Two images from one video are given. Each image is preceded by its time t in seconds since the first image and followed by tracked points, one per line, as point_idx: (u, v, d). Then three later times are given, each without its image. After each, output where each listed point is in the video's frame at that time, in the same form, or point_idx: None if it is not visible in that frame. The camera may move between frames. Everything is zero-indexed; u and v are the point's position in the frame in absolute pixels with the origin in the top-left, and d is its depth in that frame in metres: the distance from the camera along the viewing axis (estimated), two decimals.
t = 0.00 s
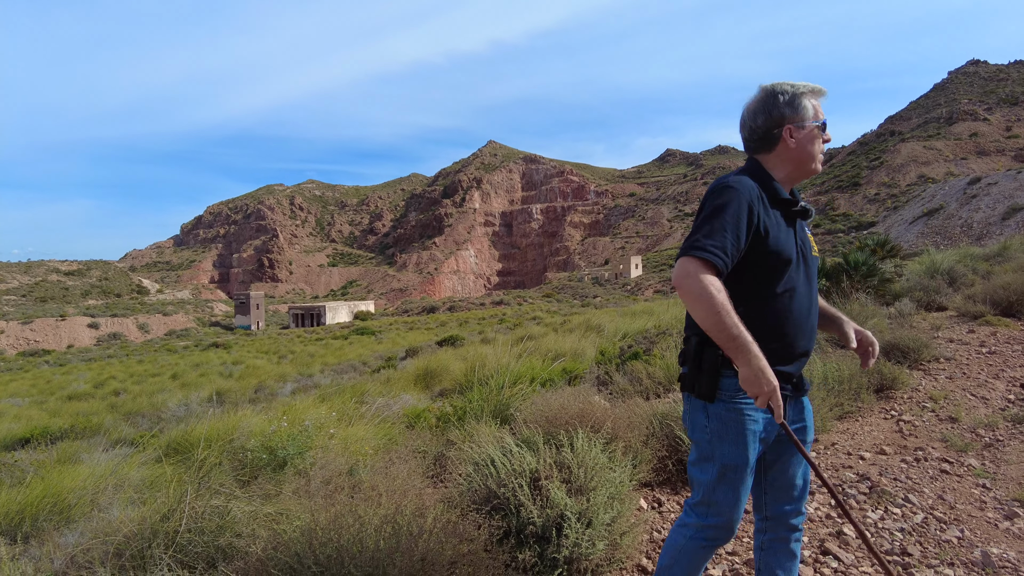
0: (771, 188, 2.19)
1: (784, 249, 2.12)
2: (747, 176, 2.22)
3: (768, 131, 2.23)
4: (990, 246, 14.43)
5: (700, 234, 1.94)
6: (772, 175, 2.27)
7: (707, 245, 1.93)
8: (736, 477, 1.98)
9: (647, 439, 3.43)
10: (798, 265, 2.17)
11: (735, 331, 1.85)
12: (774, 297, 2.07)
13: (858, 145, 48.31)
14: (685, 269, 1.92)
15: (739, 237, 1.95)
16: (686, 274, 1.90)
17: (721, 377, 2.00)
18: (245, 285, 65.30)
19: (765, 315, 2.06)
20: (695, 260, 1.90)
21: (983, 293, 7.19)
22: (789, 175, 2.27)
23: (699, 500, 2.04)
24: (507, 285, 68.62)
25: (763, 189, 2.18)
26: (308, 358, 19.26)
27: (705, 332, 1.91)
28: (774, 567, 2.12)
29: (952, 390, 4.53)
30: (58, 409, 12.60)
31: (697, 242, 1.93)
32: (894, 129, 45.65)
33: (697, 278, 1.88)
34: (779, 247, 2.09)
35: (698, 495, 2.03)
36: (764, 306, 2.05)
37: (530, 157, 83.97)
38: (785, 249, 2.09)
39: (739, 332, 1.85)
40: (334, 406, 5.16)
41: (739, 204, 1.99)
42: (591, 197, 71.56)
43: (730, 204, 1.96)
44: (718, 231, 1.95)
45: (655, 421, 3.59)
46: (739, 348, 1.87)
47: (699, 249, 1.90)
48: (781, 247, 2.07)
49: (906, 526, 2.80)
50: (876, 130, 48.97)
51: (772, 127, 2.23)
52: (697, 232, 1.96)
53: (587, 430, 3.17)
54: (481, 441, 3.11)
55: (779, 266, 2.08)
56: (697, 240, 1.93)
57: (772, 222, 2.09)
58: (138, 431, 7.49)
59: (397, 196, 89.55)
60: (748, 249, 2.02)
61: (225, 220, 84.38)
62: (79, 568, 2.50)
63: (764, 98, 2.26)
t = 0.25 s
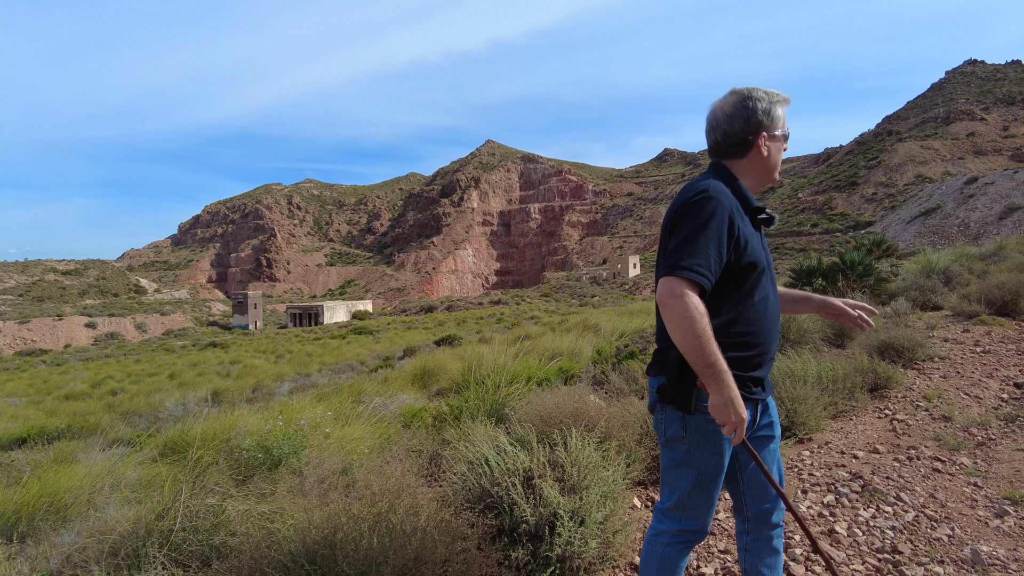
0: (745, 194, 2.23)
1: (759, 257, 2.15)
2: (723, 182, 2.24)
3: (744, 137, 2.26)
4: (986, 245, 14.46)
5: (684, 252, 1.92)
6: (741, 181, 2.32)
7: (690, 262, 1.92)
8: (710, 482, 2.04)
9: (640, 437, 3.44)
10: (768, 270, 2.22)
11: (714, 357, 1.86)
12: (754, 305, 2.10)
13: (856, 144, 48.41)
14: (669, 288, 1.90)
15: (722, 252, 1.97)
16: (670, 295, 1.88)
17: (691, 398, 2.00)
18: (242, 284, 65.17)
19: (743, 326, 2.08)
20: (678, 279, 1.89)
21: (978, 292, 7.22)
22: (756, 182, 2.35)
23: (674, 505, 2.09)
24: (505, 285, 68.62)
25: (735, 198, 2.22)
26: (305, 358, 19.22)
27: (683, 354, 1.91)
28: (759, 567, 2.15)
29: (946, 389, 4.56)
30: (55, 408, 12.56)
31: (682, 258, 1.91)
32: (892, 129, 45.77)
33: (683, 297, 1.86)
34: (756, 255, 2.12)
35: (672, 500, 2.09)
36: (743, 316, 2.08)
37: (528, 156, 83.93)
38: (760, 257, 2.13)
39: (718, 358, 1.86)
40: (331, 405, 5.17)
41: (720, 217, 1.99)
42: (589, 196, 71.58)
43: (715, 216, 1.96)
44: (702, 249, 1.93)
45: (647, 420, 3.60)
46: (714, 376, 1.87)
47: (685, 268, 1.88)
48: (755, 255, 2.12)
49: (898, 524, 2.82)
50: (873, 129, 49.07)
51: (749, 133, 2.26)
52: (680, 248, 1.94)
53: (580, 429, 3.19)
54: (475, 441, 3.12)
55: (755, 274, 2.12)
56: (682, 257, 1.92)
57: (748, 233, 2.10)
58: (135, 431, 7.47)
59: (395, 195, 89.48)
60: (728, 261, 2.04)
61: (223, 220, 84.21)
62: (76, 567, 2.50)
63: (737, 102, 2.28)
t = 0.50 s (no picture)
0: (710, 194, 2.26)
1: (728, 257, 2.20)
2: (689, 181, 2.26)
3: (710, 138, 2.29)
4: (984, 246, 14.48)
5: (662, 264, 1.93)
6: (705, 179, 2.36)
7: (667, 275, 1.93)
8: (690, 479, 2.08)
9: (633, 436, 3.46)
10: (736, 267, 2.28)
11: (691, 371, 1.90)
12: (725, 304, 2.16)
13: (854, 144, 48.49)
14: (646, 302, 1.92)
15: (697, 259, 1.98)
16: (648, 308, 1.90)
17: (671, 404, 2.02)
18: (241, 284, 65.08)
19: (718, 327, 2.13)
20: (656, 293, 1.90)
21: (974, 292, 7.24)
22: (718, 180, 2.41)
23: (653, 504, 2.11)
24: (504, 285, 68.60)
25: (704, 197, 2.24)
26: (304, 358, 19.19)
27: (663, 366, 1.94)
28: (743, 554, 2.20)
29: (941, 388, 4.57)
30: (53, 409, 12.53)
31: (659, 272, 1.92)
32: (890, 129, 45.84)
33: (662, 313, 1.89)
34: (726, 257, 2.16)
35: (652, 498, 2.11)
36: (717, 316, 2.13)
37: (527, 156, 83.91)
38: (730, 259, 2.17)
39: (694, 371, 1.91)
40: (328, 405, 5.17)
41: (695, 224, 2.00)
42: (588, 196, 71.58)
43: (687, 226, 1.96)
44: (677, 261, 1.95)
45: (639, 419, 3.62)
46: (690, 389, 1.93)
47: (663, 282, 1.90)
48: (725, 257, 2.16)
49: (888, 523, 2.84)
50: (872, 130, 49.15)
51: (715, 134, 2.28)
52: (656, 260, 1.95)
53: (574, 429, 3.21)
54: (469, 441, 3.13)
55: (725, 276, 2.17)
56: (659, 269, 1.92)
57: (718, 236, 2.13)
58: (132, 432, 7.45)
59: (393, 195, 89.42)
60: (702, 265, 2.07)
61: (221, 220, 84.08)
62: (73, 567, 2.50)
63: (702, 102, 2.28)
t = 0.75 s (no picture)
0: (690, 193, 2.27)
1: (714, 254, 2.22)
2: (668, 183, 2.28)
3: (687, 140, 2.31)
4: (980, 246, 14.52)
5: (648, 270, 1.95)
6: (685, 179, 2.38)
7: (654, 280, 1.95)
8: (685, 478, 2.10)
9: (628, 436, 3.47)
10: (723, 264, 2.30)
11: (680, 374, 1.93)
12: (715, 301, 2.18)
13: (852, 144, 48.57)
14: (636, 309, 1.94)
15: (683, 261, 1.99)
16: (638, 314, 1.92)
17: (664, 405, 2.05)
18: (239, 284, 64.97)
19: (709, 324, 2.15)
20: (645, 298, 1.92)
21: (971, 293, 7.26)
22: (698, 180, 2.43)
23: (647, 502, 2.13)
24: (502, 285, 68.56)
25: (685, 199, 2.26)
26: (302, 358, 19.17)
27: (652, 370, 1.96)
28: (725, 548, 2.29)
29: (936, 388, 4.60)
30: (50, 409, 12.51)
31: (647, 277, 1.94)
32: (888, 129, 45.93)
33: (651, 318, 1.91)
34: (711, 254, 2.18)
35: (645, 498, 2.13)
36: (708, 314, 2.15)
37: (525, 156, 83.94)
38: (717, 257, 2.18)
39: (683, 376, 1.94)
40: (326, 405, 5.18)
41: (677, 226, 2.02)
42: (586, 196, 71.60)
43: (671, 228, 1.97)
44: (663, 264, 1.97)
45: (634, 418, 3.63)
46: (681, 393, 1.95)
47: (652, 287, 1.92)
48: (712, 255, 2.17)
49: (882, 522, 2.85)
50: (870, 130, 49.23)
51: (691, 136, 2.31)
52: (643, 265, 1.96)
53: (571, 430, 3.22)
54: (467, 441, 3.14)
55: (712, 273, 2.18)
56: (647, 275, 1.94)
57: (702, 234, 2.15)
58: (130, 432, 7.44)
59: (392, 195, 89.38)
60: (689, 265, 2.08)
61: (220, 220, 83.95)
62: (71, 567, 2.51)
63: (680, 104, 2.29)
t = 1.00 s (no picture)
0: (680, 196, 2.29)
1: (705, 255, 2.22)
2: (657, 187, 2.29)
3: (672, 145, 2.33)
4: (974, 246, 14.61)
5: (635, 275, 1.97)
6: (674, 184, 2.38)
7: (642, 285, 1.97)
8: (680, 478, 2.11)
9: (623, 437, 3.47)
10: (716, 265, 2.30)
11: (668, 377, 1.95)
12: (706, 302, 2.18)
13: (848, 145, 48.78)
14: (625, 314, 1.96)
15: (671, 265, 2.01)
16: (626, 320, 1.95)
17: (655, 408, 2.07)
18: (235, 284, 64.74)
19: (701, 324, 2.16)
20: (633, 302, 1.94)
21: (965, 293, 7.31)
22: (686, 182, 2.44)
23: (642, 502, 2.15)
24: (498, 284, 68.52)
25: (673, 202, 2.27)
26: (298, 359, 19.15)
27: (641, 372, 1.99)
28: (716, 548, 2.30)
29: (930, 388, 4.63)
30: (45, 410, 12.46)
31: (635, 281, 1.96)
32: (883, 129, 46.13)
33: (639, 321, 1.93)
34: (701, 256, 2.18)
35: (641, 497, 2.14)
36: (699, 316, 2.16)
37: (521, 156, 83.99)
38: (708, 257, 2.19)
39: (671, 379, 1.95)
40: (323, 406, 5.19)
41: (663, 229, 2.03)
42: (583, 196, 71.68)
43: (657, 233, 1.98)
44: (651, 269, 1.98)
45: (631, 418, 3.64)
46: (667, 395, 1.97)
47: (640, 291, 1.93)
48: (703, 255, 2.17)
49: (877, 522, 2.87)
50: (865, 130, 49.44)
51: (676, 141, 2.32)
52: (629, 269, 1.99)
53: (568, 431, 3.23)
54: (465, 441, 3.15)
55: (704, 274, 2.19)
56: (634, 280, 1.96)
57: (692, 236, 2.16)
58: (125, 433, 7.42)
59: (388, 195, 89.28)
60: (679, 268, 2.09)
61: (215, 220, 83.68)
62: (69, 568, 2.50)
63: (664, 110, 2.31)
